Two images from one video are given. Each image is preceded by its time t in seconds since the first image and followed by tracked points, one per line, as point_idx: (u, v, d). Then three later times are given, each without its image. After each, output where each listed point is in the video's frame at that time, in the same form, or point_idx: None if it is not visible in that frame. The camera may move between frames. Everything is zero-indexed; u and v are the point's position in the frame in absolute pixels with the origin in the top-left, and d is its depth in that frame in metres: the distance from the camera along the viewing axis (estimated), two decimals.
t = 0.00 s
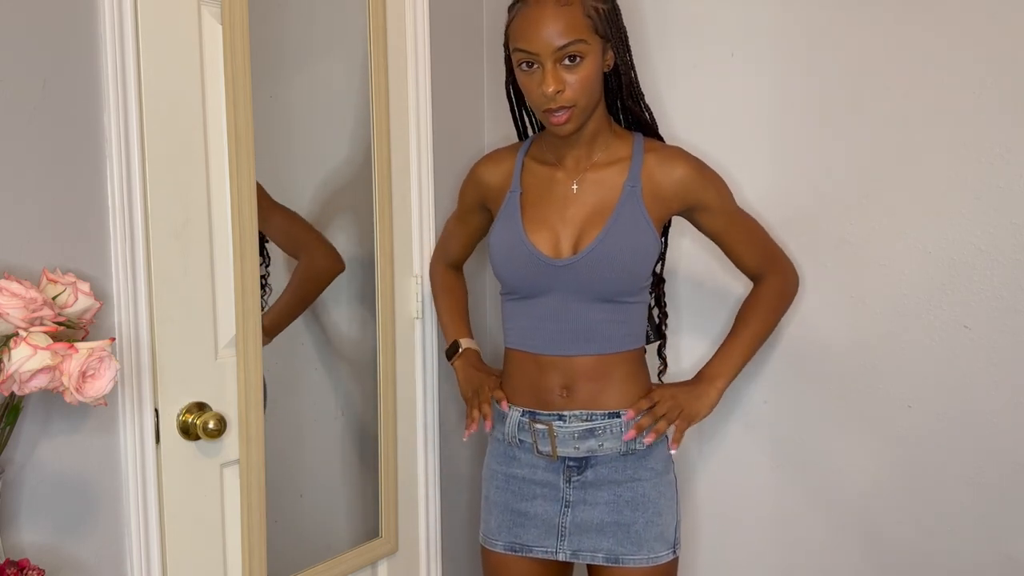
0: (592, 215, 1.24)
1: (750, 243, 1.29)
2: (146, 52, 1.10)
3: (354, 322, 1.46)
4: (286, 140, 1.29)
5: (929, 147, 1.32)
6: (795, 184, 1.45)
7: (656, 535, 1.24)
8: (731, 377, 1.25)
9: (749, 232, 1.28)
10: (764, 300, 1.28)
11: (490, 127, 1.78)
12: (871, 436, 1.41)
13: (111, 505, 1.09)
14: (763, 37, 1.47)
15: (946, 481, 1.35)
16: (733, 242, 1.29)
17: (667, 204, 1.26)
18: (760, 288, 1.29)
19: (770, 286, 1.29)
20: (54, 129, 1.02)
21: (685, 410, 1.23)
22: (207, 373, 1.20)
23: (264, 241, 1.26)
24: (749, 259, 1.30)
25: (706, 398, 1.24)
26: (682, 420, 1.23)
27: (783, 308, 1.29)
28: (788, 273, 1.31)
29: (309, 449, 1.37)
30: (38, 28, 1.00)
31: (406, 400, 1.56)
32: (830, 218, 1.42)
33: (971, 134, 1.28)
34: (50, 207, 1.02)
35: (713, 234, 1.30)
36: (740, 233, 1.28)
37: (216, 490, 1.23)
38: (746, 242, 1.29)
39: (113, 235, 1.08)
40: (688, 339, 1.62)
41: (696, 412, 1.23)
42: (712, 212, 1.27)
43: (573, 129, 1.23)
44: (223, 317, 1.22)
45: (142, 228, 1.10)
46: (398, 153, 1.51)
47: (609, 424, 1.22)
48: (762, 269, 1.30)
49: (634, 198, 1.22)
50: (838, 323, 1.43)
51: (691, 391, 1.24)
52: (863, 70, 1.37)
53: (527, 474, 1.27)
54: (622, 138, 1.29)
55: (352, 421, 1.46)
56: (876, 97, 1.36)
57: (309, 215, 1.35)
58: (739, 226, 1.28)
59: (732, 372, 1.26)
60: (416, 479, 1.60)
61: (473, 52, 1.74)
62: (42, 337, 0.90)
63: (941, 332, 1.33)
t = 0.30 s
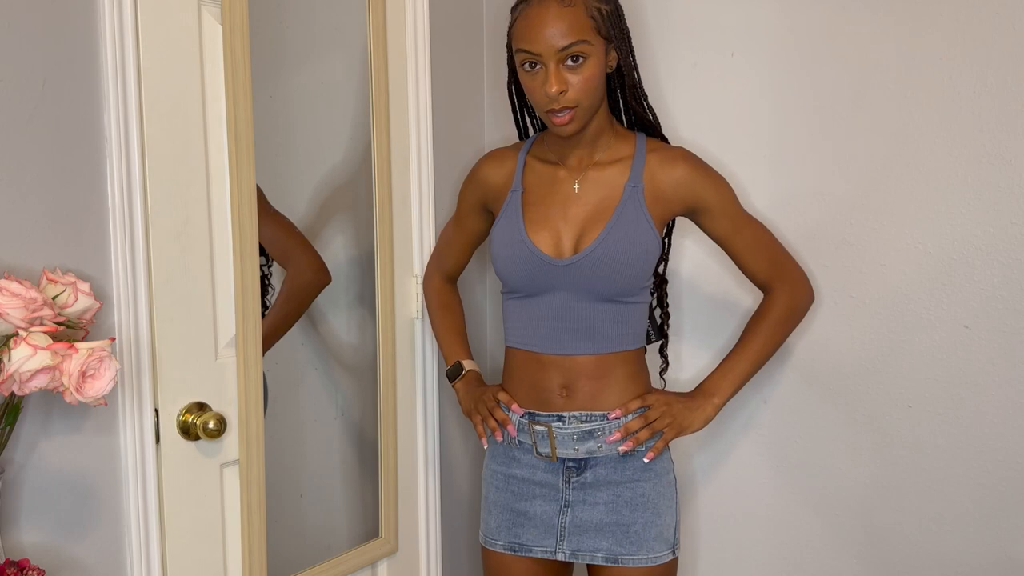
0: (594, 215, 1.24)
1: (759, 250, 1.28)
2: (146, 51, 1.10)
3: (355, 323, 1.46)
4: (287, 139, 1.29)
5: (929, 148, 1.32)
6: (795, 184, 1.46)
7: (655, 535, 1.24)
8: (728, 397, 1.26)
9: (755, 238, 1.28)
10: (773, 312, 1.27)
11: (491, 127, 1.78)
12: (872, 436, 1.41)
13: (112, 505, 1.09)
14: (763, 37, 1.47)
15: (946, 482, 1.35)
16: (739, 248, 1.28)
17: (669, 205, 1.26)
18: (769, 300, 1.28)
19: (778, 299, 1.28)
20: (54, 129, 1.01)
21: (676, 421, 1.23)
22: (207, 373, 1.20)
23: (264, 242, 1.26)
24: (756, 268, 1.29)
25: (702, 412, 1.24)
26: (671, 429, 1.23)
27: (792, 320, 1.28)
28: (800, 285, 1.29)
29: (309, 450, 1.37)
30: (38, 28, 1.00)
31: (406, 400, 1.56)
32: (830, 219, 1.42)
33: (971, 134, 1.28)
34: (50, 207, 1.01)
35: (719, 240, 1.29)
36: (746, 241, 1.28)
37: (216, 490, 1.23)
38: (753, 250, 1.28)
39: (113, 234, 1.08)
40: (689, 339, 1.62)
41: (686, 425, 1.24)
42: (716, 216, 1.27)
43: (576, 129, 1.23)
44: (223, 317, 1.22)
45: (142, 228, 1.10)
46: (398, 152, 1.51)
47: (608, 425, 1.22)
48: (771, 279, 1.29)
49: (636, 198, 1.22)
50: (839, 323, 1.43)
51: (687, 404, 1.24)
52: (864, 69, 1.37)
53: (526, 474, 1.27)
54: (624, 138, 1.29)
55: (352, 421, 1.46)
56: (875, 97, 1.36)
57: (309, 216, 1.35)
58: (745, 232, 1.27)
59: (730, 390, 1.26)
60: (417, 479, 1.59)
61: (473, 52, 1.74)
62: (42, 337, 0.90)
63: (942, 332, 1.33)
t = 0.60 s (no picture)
0: (594, 214, 1.24)
1: (759, 251, 1.28)
2: (146, 51, 1.10)
3: (354, 323, 1.46)
4: (287, 140, 1.29)
5: (929, 148, 1.32)
6: (795, 184, 1.46)
7: (654, 536, 1.24)
8: (728, 400, 1.26)
9: (755, 239, 1.28)
10: (773, 313, 1.27)
11: (491, 127, 1.78)
12: (872, 436, 1.41)
13: (112, 505, 1.09)
14: (762, 38, 1.47)
15: (946, 482, 1.35)
16: (739, 249, 1.28)
17: (669, 205, 1.26)
18: (770, 301, 1.28)
19: (778, 300, 1.28)
20: (54, 130, 1.01)
21: (676, 423, 1.23)
22: (207, 372, 1.20)
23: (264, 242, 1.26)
24: (756, 268, 1.29)
25: (702, 414, 1.25)
26: (671, 432, 1.23)
27: (793, 321, 1.28)
28: (801, 288, 1.29)
29: (309, 450, 1.37)
30: (38, 28, 1.00)
31: (406, 400, 1.56)
32: (830, 219, 1.42)
33: (971, 135, 1.28)
34: (50, 208, 1.02)
35: (719, 240, 1.29)
36: (746, 241, 1.28)
37: (216, 490, 1.23)
38: (754, 250, 1.28)
39: (113, 235, 1.08)
40: (689, 339, 1.62)
41: (686, 427, 1.24)
42: (717, 216, 1.27)
43: (576, 129, 1.23)
44: (223, 317, 1.22)
45: (142, 228, 1.10)
46: (398, 153, 1.51)
47: (608, 426, 1.22)
48: (772, 280, 1.28)
49: (636, 198, 1.22)
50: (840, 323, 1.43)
51: (687, 406, 1.24)
52: (863, 70, 1.37)
53: (526, 474, 1.27)
54: (624, 138, 1.29)
55: (352, 421, 1.46)
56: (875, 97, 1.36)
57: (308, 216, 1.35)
58: (744, 233, 1.28)
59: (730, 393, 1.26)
60: (417, 480, 1.59)
61: (473, 53, 1.74)
62: (42, 337, 0.90)
63: (942, 332, 1.33)
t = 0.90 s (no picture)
0: (594, 214, 1.24)
1: (758, 250, 1.28)
2: (146, 51, 1.10)
3: (354, 322, 1.46)
4: (287, 140, 1.29)
5: (929, 148, 1.32)
6: (795, 184, 1.46)
7: (654, 535, 1.24)
8: (728, 399, 1.26)
9: (755, 239, 1.28)
10: (772, 313, 1.27)
11: (490, 127, 1.78)
12: (872, 436, 1.41)
13: (111, 505, 1.09)
14: (762, 38, 1.47)
15: (946, 482, 1.35)
16: (739, 249, 1.28)
17: (669, 205, 1.26)
18: (770, 301, 1.28)
19: (778, 300, 1.28)
20: (53, 130, 1.01)
21: (676, 423, 1.23)
22: (207, 372, 1.20)
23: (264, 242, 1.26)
24: (756, 268, 1.29)
25: (702, 414, 1.25)
26: (671, 432, 1.23)
27: (793, 320, 1.28)
28: (801, 288, 1.29)
29: (309, 450, 1.37)
30: (38, 28, 1.00)
31: (406, 399, 1.56)
32: (830, 219, 1.42)
33: (971, 135, 1.28)
34: (50, 208, 1.01)
35: (719, 240, 1.29)
36: (746, 241, 1.28)
37: (216, 490, 1.22)
38: (754, 250, 1.28)
39: (113, 235, 1.08)
40: (689, 339, 1.62)
41: (686, 427, 1.24)
42: (717, 216, 1.27)
43: (576, 130, 1.23)
44: (223, 317, 1.22)
45: (142, 228, 1.10)
46: (398, 153, 1.51)
47: (608, 426, 1.22)
48: (771, 279, 1.28)
49: (636, 198, 1.22)
50: (840, 322, 1.43)
51: (687, 406, 1.24)
52: (863, 70, 1.37)
53: (526, 474, 1.27)
54: (624, 138, 1.29)
55: (352, 421, 1.46)
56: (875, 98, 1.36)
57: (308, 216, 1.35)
58: (744, 232, 1.28)
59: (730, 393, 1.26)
60: (416, 480, 1.59)
61: (473, 53, 1.74)
62: (42, 337, 0.90)
63: (942, 332, 1.33)
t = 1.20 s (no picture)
0: (595, 215, 1.24)
1: (757, 251, 1.28)
2: (146, 51, 1.10)
3: (354, 322, 1.46)
4: (286, 140, 1.29)
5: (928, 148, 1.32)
6: (794, 184, 1.46)
7: (654, 535, 1.24)
8: (728, 400, 1.26)
9: (755, 239, 1.28)
10: (772, 313, 1.27)
11: (490, 127, 1.78)
12: (872, 436, 1.41)
13: (111, 505, 1.09)
14: (762, 38, 1.47)
15: (946, 482, 1.35)
16: (739, 249, 1.28)
17: (670, 205, 1.26)
18: (769, 301, 1.28)
19: (778, 300, 1.28)
20: (53, 130, 1.01)
21: (675, 423, 1.23)
22: (207, 372, 1.20)
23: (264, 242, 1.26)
24: (756, 268, 1.29)
25: (701, 414, 1.25)
26: (670, 432, 1.23)
27: (793, 320, 1.28)
28: (801, 287, 1.29)
29: (309, 449, 1.37)
30: (38, 28, 1.00)
31: (406, 399, 1.56)
32: (829, 219, 1.42)
33: (971, 135, 1.28)
34: (50, 208, 1.01)
35: (719, 240, 1.29)
36: (745, 241, 1.28)
37: (216, 490, 1.23)
38: (754, 250, 1.28)
39: (113, 235, 1.08)
40: (689, 339, 1.62)
41: (686, 427, 1.24)
42: (716, 216, 1.27)
43: (575, 130, 1.23)
44: (223, 317, 1.22)
45: (142, 228, 1.10)
46: (398, 153, 1.51)
47: (608, 425, 1.22)
48: (771, 279, 1.28)
49: (637, 198, 1.22)
50: (839, 322, 1.43)
51: (687, 407, 1.24)
52: (863, 70, 1.37)
53: (526, 474, 1.27)
54: (624, 138, 1.29)
55: (352, 421, 1.46)
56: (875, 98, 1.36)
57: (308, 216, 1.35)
58: (744, 233, 1.28)
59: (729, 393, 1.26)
60: (416, 480, 1.59)
61: (473, 53, 1.74)
62: (42, 337, 0.90)
63: (942, 332, 1.33)
